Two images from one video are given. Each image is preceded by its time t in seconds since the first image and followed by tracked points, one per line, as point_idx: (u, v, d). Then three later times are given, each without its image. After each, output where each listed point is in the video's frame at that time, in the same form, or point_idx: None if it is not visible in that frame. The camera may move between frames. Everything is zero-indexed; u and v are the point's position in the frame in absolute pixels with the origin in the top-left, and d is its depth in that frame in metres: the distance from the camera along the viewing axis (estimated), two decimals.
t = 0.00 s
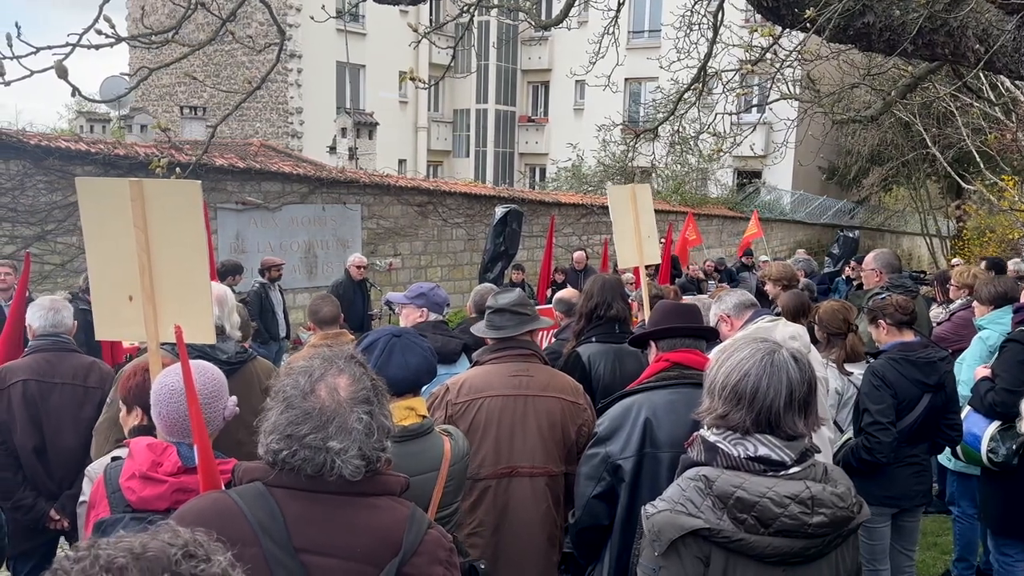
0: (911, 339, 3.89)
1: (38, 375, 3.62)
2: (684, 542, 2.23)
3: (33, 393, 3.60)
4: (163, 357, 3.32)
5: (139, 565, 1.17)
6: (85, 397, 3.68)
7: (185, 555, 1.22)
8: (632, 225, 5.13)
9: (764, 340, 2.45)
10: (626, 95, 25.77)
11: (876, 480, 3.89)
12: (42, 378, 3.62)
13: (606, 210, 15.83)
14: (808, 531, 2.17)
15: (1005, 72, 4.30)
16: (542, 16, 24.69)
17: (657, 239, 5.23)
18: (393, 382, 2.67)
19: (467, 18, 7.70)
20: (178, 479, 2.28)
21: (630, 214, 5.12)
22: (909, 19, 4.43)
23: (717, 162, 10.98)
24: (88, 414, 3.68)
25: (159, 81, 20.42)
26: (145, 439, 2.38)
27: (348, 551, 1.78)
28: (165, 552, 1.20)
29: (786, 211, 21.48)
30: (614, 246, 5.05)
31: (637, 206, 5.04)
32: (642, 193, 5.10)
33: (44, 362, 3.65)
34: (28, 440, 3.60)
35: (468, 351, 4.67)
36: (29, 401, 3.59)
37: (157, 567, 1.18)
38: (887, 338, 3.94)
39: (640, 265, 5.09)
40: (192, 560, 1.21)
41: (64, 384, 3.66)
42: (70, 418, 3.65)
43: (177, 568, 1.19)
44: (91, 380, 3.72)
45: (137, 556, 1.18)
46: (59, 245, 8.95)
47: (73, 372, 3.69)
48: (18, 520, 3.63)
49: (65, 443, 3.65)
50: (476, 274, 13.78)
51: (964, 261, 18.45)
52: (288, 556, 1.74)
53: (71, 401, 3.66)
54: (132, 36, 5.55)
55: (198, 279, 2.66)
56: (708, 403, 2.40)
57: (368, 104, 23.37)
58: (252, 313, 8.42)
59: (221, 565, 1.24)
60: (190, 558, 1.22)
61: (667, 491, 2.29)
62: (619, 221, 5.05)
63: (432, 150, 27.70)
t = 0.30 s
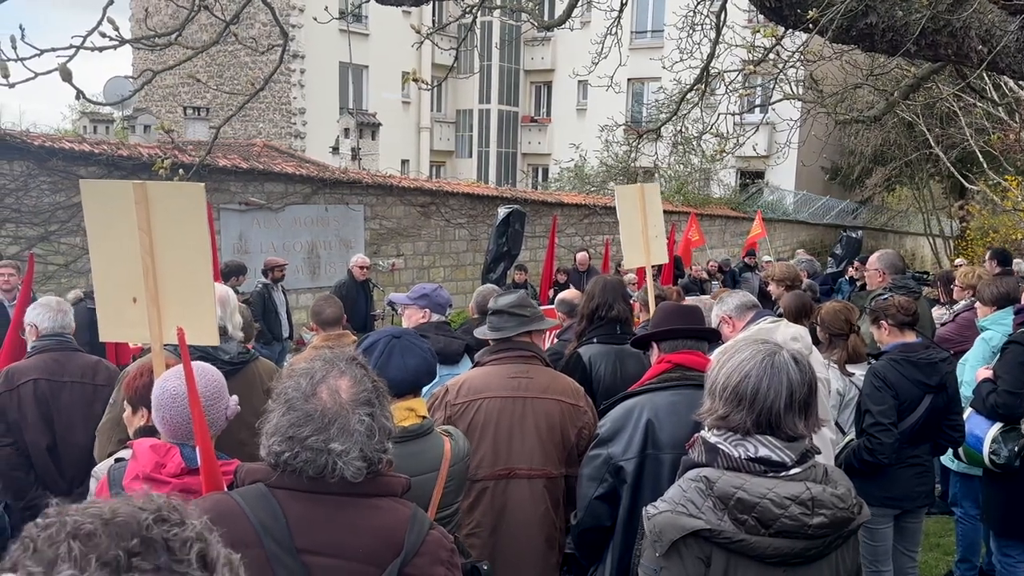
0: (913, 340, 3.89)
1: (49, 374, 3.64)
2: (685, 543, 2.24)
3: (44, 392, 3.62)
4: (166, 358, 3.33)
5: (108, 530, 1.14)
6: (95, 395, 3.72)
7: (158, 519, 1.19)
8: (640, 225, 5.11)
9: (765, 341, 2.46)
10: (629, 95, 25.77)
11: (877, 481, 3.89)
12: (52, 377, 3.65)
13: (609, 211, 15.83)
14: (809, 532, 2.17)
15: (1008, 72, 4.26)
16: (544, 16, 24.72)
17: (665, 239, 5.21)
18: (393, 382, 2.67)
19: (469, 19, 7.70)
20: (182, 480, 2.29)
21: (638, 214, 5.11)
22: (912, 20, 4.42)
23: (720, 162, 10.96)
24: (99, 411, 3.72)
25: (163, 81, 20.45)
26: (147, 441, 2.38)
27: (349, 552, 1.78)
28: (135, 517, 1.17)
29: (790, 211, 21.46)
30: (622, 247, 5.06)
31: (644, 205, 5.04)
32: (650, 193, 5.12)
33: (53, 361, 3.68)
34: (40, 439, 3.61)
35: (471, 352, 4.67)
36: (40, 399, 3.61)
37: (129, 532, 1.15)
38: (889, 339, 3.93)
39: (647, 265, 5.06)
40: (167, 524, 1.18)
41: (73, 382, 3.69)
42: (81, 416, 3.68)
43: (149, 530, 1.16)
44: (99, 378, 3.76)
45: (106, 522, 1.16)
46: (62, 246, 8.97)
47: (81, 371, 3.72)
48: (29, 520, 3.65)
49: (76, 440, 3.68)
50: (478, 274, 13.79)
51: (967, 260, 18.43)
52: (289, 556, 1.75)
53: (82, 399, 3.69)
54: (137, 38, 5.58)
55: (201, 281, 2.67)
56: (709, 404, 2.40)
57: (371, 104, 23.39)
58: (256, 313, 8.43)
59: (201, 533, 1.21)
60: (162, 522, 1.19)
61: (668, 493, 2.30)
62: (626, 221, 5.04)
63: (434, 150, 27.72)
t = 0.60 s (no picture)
0: (914, 339, 3.89)
1: (56, 373, 3.67)
2: (683, 539, 2.24)
3: (52, 390, 3.64)
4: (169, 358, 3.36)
5: (28, 449, 1.31)
6: (102, 393, 3.75)
7: (81, 440, 1.37)
8: (641, 225, 5.13)
9: (763, 340, 2.46)
10: (632, 95, 25.77)
11: (877, 480, 3.90)
12: (59, 375, 3.67)
13: (611, 211, 15.83)
14: (805, 528, 2.19)
15: (1010, 71, 4.28)
16: (548, 16, 24.72)
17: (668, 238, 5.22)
18: (394, 382, 2.68)
19: (472, 18, 7.69)
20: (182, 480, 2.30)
21: (640, 214, 5.12)
22: (914, 20, 4.41)
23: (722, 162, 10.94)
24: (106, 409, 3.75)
25: (166, 82, 20.49)
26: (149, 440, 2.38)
27: (351, 551, 1.78)
28: (58, 438, 1.35)
29: (792, 211, 21.44)
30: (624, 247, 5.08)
31: (647, 206, 5.05)
32: (653, 194, 5.12)
33: (59, 360, 3.70)
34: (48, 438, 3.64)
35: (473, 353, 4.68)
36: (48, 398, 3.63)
37: (50, 455, 1.32)
38: (891, 337, 3.93)
39: (649, 265, 5.08)
40: (89, 448, 1.37)
41: (80, 380, 3.71)
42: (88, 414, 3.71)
43: (75, 454, 1.34)
44: (104, 377, 3.80)
45: (26, 442, 1.32)
46: (66, 246, 9.01)
47: (87, 369, 3.75)
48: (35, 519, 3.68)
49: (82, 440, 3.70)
50: (481, 275, 13.81)
51: (970, 260, 18.42)
52: (291, 554, 1.75)
53: (89, 397, 3.72)
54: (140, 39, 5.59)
55: (201, 281, 2.68)
56: (707, 401, 2.40)
57: (373, 105, 23.43)
58: (258, 313, 8.46)
59: (121, 453, 1.41)
60: (86, 443, 1.38)
61: (666, 489, 2.30)
62: (629, 221, 5.06)
63: (437, 151, 27.76)
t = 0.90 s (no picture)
0: (916, 338, 3.88)
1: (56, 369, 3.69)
2: (678, 535, 2.24)
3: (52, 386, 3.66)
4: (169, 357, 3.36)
5: None
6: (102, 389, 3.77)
7: None
8: (642, 226, 5.13)
9: (759, 338, 2.45)
10: (635, 95, 25.76)
11: (878, 479, 3.88)
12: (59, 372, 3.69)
13: (613, 211, 15.82)
14: (800, 525, 2.18)
15: (1014, 71, 4.28)
16: (551, 16, 24.72)
17: (668, 238, 5.22)
18: (392, 381, 2.67)
19: (474, 19, 7.69)
20: (183, 479, 2.29)
21: (641, 214, 5.11)
22: (917, 20, 4.39)
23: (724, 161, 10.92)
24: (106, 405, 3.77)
25: (169, 82, 20.53)
26: (147, 439, 2.39)
27: (348, 550, 1.77)
28: None
29: (795, 211, 21.41)
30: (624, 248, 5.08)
31: (648, 207, 5.04)
32: (654, 194, 5.11)
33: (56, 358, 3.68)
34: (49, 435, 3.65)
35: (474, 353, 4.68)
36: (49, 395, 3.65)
37: None
38: (894, 336, 3.92)
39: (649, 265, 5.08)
40: None
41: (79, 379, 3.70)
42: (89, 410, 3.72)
43: None
44: (105, 374, 3.82)
45: None
46: (69, 246, 9.04)
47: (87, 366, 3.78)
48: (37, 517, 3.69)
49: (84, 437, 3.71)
50: (483, 274, 13.81)
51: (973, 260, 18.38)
52: (287, 552, 1.75)
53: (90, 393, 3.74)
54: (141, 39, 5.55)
55: (200, 280, 2.69)
56: (703, 399, 2.40)
57: (376, 105, 23.44)
58: (260, 313, 8.47)
59: (29, 381, 1.32)
60: None
61: (662, 486, 2.30)
62: (629, 222, 5.05)
63: (440, 151, 27.79)
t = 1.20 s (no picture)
0: (919, 338, 3.87)
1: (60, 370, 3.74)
2: (679, 534, 2.23)
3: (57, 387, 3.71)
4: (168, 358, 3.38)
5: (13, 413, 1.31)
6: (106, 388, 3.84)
7: (67, 402, 1.36)
8: (642, 227, 5.12)
9: (759, 337, 2.45)
10: (638, 95, 25.76)
11: (881, 479, 3.87)
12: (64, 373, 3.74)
13: (616, 211, 15.81)
14: (800, 525, 2.18)
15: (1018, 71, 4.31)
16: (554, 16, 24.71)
17: (667, 239, 5.23)
18: (393, 379, 2.67)
19: (477, 19, 7.68)
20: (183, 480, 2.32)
21: (641, 215, 5.11)
22: (921, 19, 4.39)
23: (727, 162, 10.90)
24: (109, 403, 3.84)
25: (172, 83, 20.54)
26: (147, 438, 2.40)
27: (349, 550, 1.76)
28: (43, 400, 1.34)
29: (799, 212, 21.38)
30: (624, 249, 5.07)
31: (648, 208, 5.03)
32: (654, 195, 5.11)
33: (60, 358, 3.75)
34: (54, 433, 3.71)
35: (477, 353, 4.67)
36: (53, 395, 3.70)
37: (35, 419, 1.32)
38: (898, 335, 3.91)
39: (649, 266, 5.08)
40: (77, 409, 1.36)
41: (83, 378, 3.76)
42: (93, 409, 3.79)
43: (63, 416, 1.34)
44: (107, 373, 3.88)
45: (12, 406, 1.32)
46: (73, 246, 9.06)
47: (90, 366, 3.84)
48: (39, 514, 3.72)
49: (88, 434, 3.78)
50: (486, 275, 13.81)
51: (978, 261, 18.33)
52: (289, 553, 1.74)
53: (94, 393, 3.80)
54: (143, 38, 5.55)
55: (199, 281, 2.70)
56: (703, 399, 2.39)
57: (379, 105, 23.45)
58: (263, 313, 8.48)
59: (112, 413, 1.40)
60: (74, 403, 1.37)
61: (663, 485, 2.29)
62: (629, 222, 5.05)
63: (443, 151, 27.79)
